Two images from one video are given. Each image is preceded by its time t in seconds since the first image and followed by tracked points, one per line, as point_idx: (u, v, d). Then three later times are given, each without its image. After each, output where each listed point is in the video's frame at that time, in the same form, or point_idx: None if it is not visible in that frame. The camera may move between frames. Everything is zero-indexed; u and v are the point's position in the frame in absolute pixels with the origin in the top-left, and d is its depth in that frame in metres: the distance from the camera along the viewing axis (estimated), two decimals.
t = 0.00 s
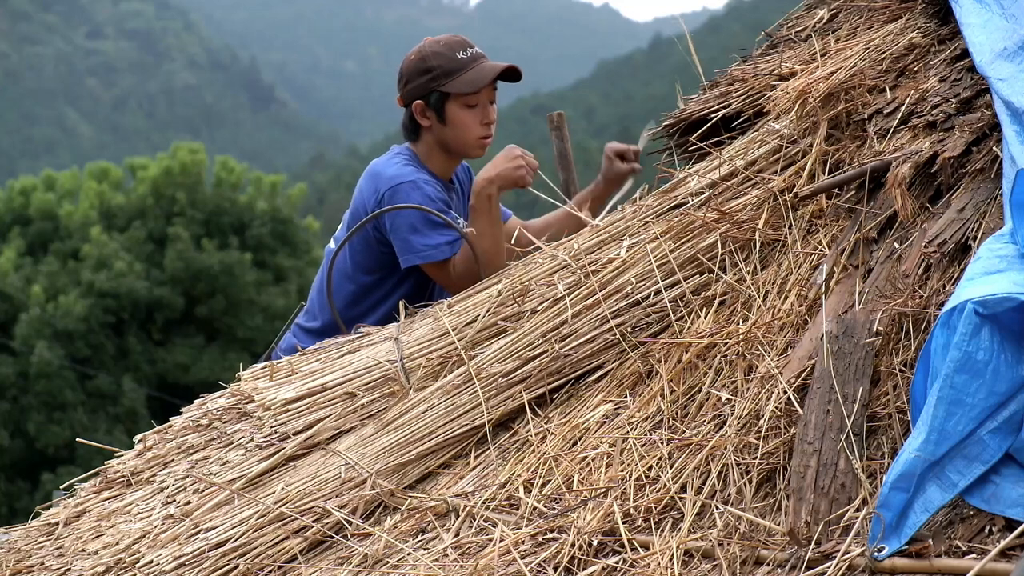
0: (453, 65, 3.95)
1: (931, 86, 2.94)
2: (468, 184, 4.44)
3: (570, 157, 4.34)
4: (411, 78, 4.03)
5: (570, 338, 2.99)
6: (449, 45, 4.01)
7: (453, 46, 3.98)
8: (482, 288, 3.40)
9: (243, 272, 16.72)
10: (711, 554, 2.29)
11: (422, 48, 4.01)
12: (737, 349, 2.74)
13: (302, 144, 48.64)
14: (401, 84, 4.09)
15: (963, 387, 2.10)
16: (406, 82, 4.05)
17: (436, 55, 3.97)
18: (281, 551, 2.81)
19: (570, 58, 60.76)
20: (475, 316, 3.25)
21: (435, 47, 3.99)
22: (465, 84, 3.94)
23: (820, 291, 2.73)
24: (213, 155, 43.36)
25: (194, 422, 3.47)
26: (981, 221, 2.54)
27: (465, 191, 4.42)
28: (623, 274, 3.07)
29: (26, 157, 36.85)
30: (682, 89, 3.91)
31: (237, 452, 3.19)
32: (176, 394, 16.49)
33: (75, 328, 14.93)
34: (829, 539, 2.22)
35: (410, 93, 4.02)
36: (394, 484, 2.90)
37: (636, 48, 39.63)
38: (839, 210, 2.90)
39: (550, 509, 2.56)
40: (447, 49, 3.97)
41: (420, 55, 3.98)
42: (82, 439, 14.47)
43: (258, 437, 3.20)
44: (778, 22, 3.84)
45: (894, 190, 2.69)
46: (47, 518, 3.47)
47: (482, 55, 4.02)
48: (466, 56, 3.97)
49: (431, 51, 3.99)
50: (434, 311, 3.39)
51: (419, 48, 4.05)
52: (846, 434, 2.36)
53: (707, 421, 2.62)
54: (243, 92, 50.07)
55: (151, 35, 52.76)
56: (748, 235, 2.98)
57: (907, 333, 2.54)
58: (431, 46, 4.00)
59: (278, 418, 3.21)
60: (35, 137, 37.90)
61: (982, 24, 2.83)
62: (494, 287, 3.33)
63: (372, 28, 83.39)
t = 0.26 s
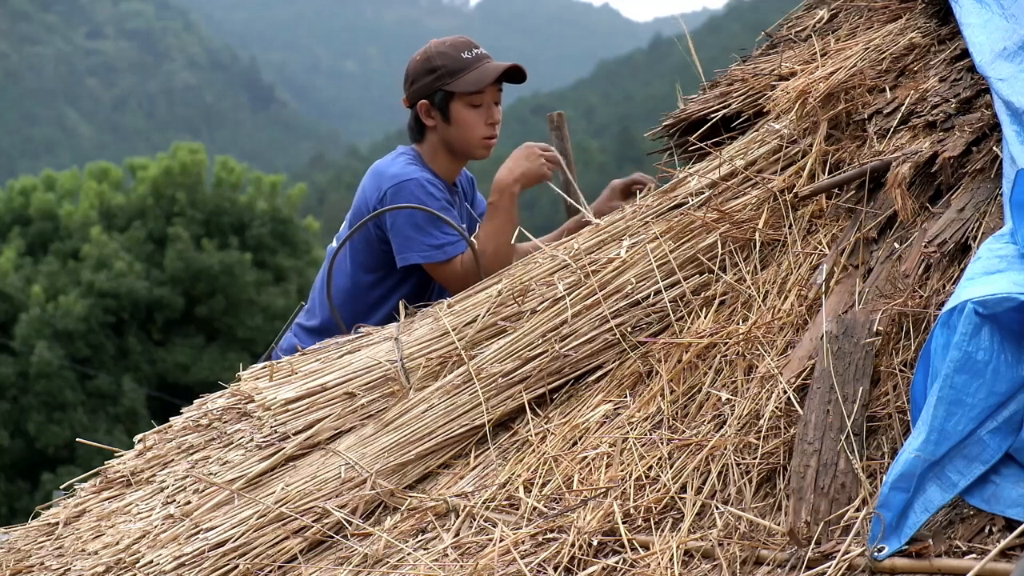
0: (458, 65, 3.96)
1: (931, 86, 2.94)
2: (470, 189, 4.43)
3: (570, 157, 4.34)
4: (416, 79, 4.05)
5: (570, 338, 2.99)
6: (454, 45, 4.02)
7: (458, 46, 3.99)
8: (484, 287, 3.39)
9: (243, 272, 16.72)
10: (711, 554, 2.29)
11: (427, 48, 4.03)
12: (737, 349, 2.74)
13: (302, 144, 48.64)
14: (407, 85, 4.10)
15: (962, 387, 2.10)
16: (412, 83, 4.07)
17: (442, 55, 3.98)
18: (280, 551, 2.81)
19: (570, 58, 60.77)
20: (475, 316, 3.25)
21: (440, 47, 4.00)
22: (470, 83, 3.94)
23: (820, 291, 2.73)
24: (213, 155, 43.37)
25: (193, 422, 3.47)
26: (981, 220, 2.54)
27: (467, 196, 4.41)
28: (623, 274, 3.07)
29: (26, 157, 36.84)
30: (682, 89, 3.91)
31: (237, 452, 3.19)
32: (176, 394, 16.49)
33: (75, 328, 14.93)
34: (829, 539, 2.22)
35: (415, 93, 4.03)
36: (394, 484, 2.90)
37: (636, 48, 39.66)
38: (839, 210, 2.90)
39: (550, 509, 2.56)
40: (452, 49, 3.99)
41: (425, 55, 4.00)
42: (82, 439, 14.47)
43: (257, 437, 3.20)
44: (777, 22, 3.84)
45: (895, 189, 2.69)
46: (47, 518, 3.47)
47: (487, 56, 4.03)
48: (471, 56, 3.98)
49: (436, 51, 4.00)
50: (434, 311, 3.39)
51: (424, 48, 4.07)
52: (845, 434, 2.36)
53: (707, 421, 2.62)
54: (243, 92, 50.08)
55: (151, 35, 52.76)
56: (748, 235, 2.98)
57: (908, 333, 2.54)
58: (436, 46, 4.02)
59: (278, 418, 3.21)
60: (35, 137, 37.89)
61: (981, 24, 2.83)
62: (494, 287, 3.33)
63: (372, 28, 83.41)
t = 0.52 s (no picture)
0: (464, 64, 3.98)
1: (931, 86, 2.94)
2: (472, 191, 4.43)
3: (570, 157, 4.33)
4: (422, 76, 4.05)
5: (570, 338, 2.99)
6: (461, 45, 4.04)
7: (466, 46, 4.01)
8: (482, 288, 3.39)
9: (243, 272, 16.72)
10: (711, 554, 2.29)
11: (435, 47, 4.05)
12: (737, 349, 2.74)
13: (302, 144, 48.65)
14: (411, 83, 4.11)
15: (963, 387, 2.10)
16: (417, 81, 4.07)
17: (448, 53, 4.00)
18: (280, 551, 2.81)
19: (570, 58, 60.80)
20: (475, 316, 3.25)
21: (448, 46, 4.02)
22: (476, 82, 3.95)
23: (820, 291, 2.73)
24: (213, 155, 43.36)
25: (194, 422, 3.47)
26: (981, 220, 2.54)
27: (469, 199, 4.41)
28: (623, 274, 3.07)
29: (26, 157, 36.85)
30: (682, 89, 3.90)
31: (237, 452, 3.19)
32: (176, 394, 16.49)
33: (75, 328, 14.93)
34: (829, 539, 2.22)
35: (420, 90, 4.04)
36: (394, 484, 2.90)
37: (636, 48, 39.67)
38: (839, 210, 2.89)
39: (550, 509, 2.56)
40: (459, 49, 4.00)
41: (432, 53, 4.01)
42: (82, 439, 14.48)
43: (258, 437, 3.20)
44: (778, 22, 3.84)
45: (895, 189, 2.69)
46: (47, 518, 3.47)
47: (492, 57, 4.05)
48: (477, 56, 4.00)
49: (443, 50, 4.02)
50: (434, 311, 3.39)
51: (432, 48, 4.09)
52: (845, 434, 2.36)
53: (707, 421, 2.62)
54: (243, 92, 50.09)
55: (151, 35, 52.76)
56: (748, 235, 2.97)
57: (908, 333, 2.54)
58: (443, 45, 4.04)
59: (278, 418, 3.21)
60: (35, 137, 37.89)
61: (981, 24, 2.83)
62: (494, 287, 3.33)
63: (372, 28, 83.41)
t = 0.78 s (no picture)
0: (462, 63, 3.98)
1: (931, 86, 2.94)
2: (473, 191, 4.43)
3: (570, 157, 4.33)
4: (420, 77, 4.06)
5: (570, 338, 3.00)
6: (458, 45, 4.04)
7: (463, 45, 4.01)
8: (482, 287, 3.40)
9: (243, 272, 16.72)
10: (711, 554, 2.29)
11: (432, 47, 4.06)
12: (737, 349, 2.74)
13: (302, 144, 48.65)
14: (410, 85, 4.12)
15: (963, 387, 2.10)
16: (415, 82, 4.08)
17: (445, 53, 4.01)
18: (281, 551, 2.81)
19: (570, 58, 60.84)
20: (475, 316, 3.25)
21: (445, 46, 4.03)
22: (473, 81, 3.96)
23: (820, 291, 2.73)
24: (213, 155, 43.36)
25: (193, 422, 3.47)
26: (981, 221, 2.54)
27: (469, 200, 4.41)
28: (623, 274, 3.08)
29: (26, 157, 36.86)
30: (683, 89, 3.90)
31: (237, 452, 3.19)
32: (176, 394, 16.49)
33: (75, 328, 14.93)
34: (829, 539, 2.22)
35: (418, 90, 4.05)
36: (394, 484, 2.90)
37: (635, 48, 39.70)
38: (839, 209, 2.90)
39: (550, 509, 2.56)
40: (456, 48, 4.01)
41: (430, 53, 4.02)
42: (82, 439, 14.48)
43: (258, 437, 3.20)
44: (777, 22, 3.84)
45: (895, 189, 2.69)
46: (47, 518, 3.47)
47: (490, 56, 4.05)
48: (474, 55, 4.00)
49: (440, 50, 4.03)
50: (434, 311, 3.39)
51: (429, 49, 4.10)
52: (846, 434, 2.36)
53: (707, 421, 2.62)
54: (243, 91, 50.11)
55: (151, 35, 52.77)
56: (748, 235, 2.98)
57: (907, 333, 2.54)
58: (440, 45, 4.04)
59: (278, 418, 3.21)
60: (35, 137, 37.91)
61: (981, 24, 2.83)
62: (494, 287, 3.33)
63: (372, 28, 83.41)
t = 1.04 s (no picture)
0: (458, 64, 3.98)
1: (932, 85, 2.94)
2: (473, 189, 4.44)
3: (570, 158, 4.33)
4: (417, 78, 4.07)
5: (570, 338, 3.00)
6: (454, 46, 4.04)
7: (460, 46, 4.01)
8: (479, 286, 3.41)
9: (243, 272, 16.72)
10: (711, 554, 2.29)
11: (428, 48, 4.06)
12: (737, 349, 2.74)
13: (302, 144, 48.64)
14: (408, 86, 4.12)
15: (963, 387, 2.10)
16: (413, 84, 4.08)
17: (442, 54, 4.01)
18: (280, 551, 2.81)
19: (570, 58, 60.85)
20: (475, 316, 3.25)
21: (441, 47, 4.03)
22: (471, 82, 3.95)
23: (820, 291, 2.73)
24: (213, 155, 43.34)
25: (193, 422, 3.47)
26: (981, 221, 2.54)
27: (470, 198, 4.42)
28: (623, 274, 3.07)
29: (26, 157, 36.85)
30: (682, 89, 3.90)
31: (237, 452, 3.19)
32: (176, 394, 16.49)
33: (75, 328, 14.93)
34: (829, 539, 2.22)
35: (416, 92, 4.05)
36: (394, 484, 2.90)
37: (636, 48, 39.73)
38: (839, 210, 2.90)
39: (550, 509, 2.56)
40: (453, 49, 4.01)
41: (426, 55, 4.03)
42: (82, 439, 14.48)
43: (258, 437, 3.20)
44: (778, 22, 3.84)
45: (895, 190, 2.69)
46: (47, 518, 3.47)
47: (487, 56, 4.05)
48: (471, 56, 4.00)
49: (437, 51, 4.03)
50: (433, 311, 3.39)
51: (426, 49, 4.10)
52: (846, 434, 2.36)
53: (707, 421, 2.62)
54: (243, 92, 50.11)
55: (151, 35, 52.77)
56: (748, 235, 2.97)
57: (908, 334, 2.54)
58: (437, 46, 4.04)
59: (278, 418, 3.21)
60: (35, 137, 37.90)
61: (981, 24, 2.83)
62: (494, 287, 3.33)
63: (372, 28, 83.38)
